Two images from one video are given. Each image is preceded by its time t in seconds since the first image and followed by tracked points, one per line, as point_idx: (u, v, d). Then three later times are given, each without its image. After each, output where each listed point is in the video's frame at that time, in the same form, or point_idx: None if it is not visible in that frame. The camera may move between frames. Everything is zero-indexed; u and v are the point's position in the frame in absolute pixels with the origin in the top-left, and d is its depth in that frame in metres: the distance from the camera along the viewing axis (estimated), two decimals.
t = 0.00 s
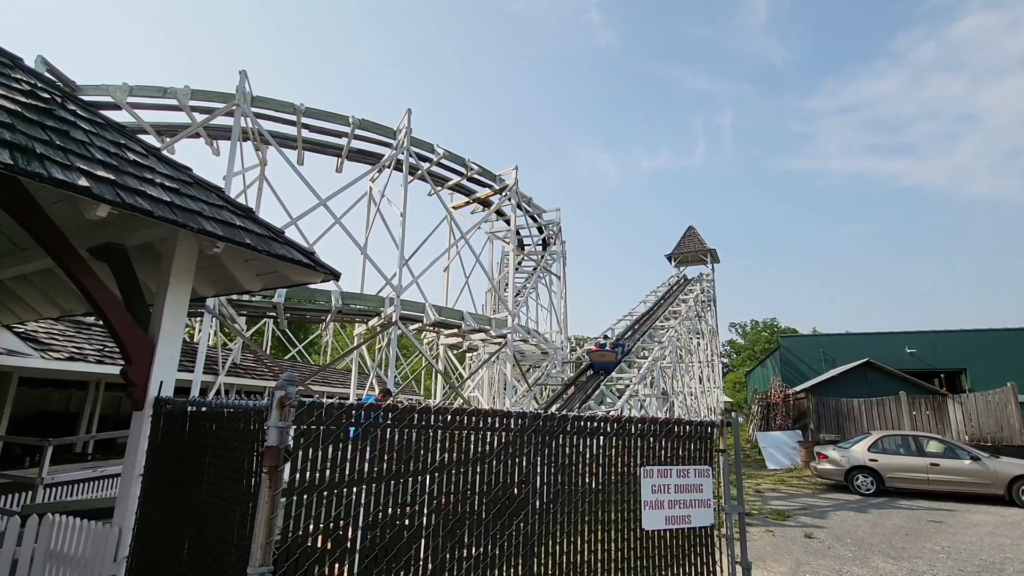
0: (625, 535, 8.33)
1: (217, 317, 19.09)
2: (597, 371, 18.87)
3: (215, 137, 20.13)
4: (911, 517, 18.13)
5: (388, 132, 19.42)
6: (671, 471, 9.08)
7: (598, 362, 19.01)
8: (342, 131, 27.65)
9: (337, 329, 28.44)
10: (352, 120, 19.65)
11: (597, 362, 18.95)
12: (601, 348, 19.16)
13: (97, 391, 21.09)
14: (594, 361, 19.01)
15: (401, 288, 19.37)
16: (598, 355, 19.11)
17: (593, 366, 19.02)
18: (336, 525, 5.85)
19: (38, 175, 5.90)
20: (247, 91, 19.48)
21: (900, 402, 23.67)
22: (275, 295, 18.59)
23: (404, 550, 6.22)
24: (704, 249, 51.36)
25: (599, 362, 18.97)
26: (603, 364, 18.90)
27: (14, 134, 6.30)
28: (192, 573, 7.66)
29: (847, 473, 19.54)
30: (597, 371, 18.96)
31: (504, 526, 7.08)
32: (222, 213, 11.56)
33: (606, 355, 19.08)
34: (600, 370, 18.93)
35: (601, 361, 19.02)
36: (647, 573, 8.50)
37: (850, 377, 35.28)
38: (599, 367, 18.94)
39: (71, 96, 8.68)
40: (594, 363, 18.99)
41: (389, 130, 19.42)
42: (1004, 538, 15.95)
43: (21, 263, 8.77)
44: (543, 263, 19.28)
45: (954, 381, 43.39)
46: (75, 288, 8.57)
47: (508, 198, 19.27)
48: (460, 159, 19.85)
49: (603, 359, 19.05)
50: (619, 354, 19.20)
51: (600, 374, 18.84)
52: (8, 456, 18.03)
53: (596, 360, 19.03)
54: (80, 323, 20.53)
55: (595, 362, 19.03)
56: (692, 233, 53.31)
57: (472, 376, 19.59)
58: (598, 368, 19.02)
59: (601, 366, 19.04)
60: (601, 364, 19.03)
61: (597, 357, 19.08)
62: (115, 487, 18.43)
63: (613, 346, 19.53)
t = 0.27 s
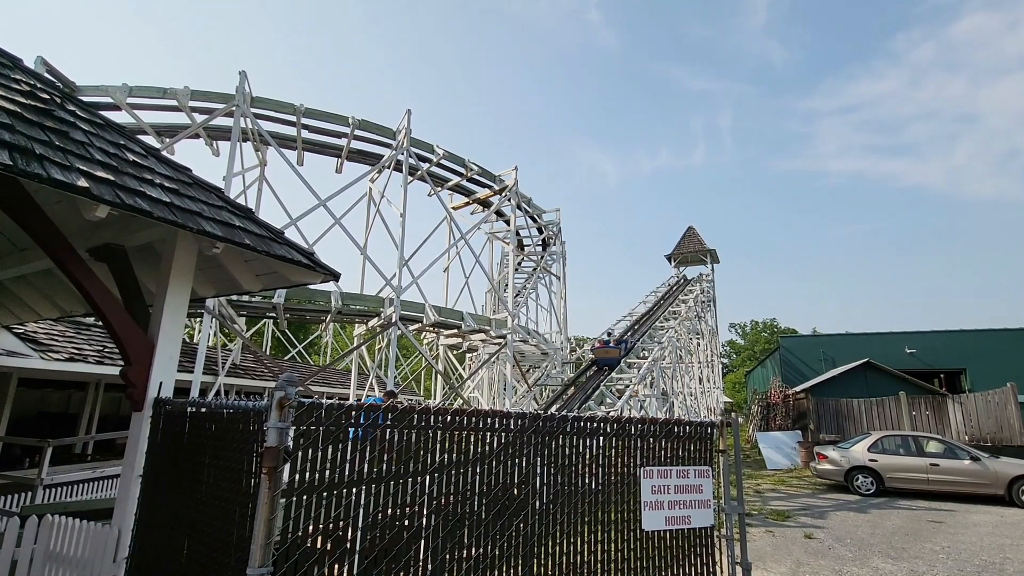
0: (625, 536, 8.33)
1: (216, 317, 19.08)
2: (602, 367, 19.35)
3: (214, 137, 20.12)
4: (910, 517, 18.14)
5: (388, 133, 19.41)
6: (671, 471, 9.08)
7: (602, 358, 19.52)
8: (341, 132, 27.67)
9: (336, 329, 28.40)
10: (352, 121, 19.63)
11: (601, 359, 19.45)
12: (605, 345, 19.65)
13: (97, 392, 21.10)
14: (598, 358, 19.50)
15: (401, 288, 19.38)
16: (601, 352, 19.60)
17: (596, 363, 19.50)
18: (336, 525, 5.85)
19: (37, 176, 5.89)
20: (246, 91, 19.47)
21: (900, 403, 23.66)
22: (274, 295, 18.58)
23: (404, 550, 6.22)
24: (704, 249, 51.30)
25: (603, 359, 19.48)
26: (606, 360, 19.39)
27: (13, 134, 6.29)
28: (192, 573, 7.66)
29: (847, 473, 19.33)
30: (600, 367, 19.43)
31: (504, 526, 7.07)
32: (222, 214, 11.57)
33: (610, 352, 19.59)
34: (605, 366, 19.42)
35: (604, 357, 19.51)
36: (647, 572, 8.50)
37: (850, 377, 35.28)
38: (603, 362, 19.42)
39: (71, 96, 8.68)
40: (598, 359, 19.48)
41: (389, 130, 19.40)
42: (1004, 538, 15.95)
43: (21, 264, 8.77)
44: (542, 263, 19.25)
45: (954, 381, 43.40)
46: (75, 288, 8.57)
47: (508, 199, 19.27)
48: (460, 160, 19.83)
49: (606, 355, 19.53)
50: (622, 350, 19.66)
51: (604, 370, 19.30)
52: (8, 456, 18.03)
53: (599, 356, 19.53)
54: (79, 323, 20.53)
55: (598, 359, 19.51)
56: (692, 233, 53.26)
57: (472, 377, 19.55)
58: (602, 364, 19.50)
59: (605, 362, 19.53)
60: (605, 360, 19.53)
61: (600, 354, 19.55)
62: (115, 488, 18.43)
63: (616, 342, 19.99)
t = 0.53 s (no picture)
0: (624, 534, 8.33)
1: (215, 317, 19.07)
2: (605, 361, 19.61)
3: (212, 136, 20.10)
4: (910, 515, 18.14)
5: (386, 132, 19.39)
6: (670, 470, 9.07)
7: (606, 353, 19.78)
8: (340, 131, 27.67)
9: (335, 329, 28.37)
10: (351, 120, 19.61)
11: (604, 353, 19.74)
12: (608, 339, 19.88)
13: (96, 392, 21.09)
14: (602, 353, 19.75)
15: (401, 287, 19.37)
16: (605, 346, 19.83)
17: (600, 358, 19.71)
18: (336, 524, 5.86)
19: (35, 176, 5.89)
20: (244, 91, 19.46)
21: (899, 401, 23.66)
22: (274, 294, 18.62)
23: (403, 549, 6.23)
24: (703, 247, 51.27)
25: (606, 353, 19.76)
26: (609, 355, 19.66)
27: (11, 134, 6.28)
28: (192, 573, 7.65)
29: (846, 471, 19.07)
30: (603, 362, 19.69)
31: (504, 525, 7.07)
32: (221, 213, 11.56)
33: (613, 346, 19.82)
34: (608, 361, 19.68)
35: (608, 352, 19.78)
36: (647, 571, 8.50)
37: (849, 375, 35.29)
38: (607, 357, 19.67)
39: (68, 95, 8.67)
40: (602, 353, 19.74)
41: (388, 129, 19.38)
42: (1003, 535, 15.95)
43: (20, 264, 8.76)
44: (542, 262, 19.22)
45: (954, 379, 43.41)
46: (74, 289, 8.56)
47: (507, 198, 19.25)
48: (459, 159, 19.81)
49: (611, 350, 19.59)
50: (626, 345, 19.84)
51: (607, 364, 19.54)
52: (7, 457, 18.01)
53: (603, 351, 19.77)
54: (78, 323, 20.52)
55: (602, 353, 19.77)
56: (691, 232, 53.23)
57: (471, 376, 19.49)
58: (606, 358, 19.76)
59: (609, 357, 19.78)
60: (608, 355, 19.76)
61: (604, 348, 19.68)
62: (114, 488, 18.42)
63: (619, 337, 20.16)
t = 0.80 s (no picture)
0: (622, 534, 8.32)
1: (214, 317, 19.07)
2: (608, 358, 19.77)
3: (210, 136, 20.10)
4: (908, 513, 18.15)
5: (384, 131, 19.39)
6: (668, 469, 9.07)
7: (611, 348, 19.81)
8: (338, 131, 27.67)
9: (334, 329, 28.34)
10: (349, 120, 19.62)
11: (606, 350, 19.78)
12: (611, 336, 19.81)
13: (95, 393, 21.08)
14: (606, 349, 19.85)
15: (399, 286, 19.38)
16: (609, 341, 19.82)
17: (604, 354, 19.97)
18: (334, 525, 5.86)
19: (32, 177, 5.89)
20: (242, 90, 19.45)
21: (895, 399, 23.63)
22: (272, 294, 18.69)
23: (402, 549, 6.22)
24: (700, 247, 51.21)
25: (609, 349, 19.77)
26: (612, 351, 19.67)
27: (8, 135, 6.28)
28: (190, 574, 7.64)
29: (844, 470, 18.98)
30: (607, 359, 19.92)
31: (502, 525, 7.07)
32: (218, 213, 11.55)
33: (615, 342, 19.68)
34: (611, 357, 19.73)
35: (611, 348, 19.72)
36: (644, 570, 8.49)
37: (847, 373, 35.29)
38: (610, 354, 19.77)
39: (65, 96, 8.65)
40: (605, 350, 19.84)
41: (386, 129, 19.38)
42: (1000, 533, 15.97)
43: (18, 265, 8.76)
44: (540, 261, 19.24)
45: (951, 378, 43.48)
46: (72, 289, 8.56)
47: (505, 197, 19.25)
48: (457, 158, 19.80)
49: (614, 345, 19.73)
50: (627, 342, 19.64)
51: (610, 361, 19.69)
52: (5, 458, 17.99)
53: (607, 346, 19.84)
54: (76, 324, 20.50)
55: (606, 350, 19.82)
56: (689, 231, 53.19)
57: (471, 376, 19.45)
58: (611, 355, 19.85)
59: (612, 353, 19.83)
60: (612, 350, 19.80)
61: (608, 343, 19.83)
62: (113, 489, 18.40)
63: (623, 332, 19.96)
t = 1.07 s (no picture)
0: (621, 533, 8.32)
1: (213, 317, 19.08)
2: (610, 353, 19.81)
3: (209, 136, 20.09)
4: (907, 512, 18.17)
5: (383, 131, 19.37)
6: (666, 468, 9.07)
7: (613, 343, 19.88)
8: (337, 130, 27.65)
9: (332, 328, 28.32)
10: (347, 119, 19.61)
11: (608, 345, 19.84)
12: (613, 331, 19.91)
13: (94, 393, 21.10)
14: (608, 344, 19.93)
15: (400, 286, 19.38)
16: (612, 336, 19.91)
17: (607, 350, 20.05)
18: (333, 524, 5.87)
19: (30, 177, 5.89)
20: (240, 90, 19.44)
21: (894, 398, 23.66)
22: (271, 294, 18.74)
23: (400, 549, 6.23)
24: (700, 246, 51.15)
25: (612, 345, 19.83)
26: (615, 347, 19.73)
27: (5, 136, 6.27)
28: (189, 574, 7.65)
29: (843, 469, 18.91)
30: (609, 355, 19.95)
31: (501, 524, 7.08)
32: (216, 213, 11.54)
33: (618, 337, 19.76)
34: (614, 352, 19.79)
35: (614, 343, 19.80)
36: (643, 569, 8.49)
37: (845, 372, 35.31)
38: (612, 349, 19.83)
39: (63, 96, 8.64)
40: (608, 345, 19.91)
41: (384, 128, 19.37)
42: (998, 531, 16.00)
43: (16, 265, 8.75)
44: (539, 261, 19.24)
45: (950, 376, 43.47)
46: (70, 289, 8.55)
47: (503, 197, 19.23)
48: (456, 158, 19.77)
49: (616, 341, 19.81)
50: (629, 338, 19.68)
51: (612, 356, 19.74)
52: (4, 458, 18.00)
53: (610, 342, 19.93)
54: (74, 324, 20.50)
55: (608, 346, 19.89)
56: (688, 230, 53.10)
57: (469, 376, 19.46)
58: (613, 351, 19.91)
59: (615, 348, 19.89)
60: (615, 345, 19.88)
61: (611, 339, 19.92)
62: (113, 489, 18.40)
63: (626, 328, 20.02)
